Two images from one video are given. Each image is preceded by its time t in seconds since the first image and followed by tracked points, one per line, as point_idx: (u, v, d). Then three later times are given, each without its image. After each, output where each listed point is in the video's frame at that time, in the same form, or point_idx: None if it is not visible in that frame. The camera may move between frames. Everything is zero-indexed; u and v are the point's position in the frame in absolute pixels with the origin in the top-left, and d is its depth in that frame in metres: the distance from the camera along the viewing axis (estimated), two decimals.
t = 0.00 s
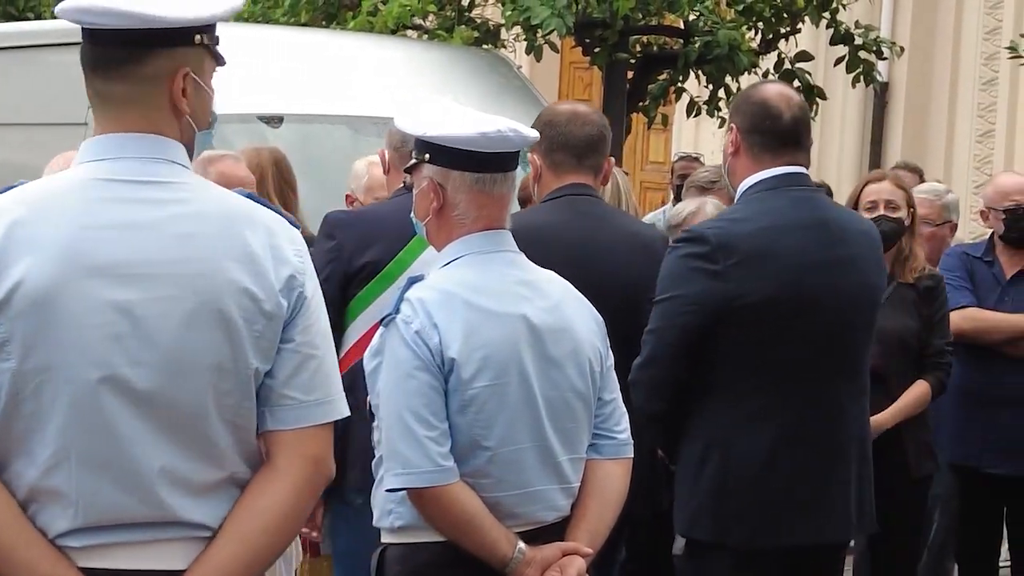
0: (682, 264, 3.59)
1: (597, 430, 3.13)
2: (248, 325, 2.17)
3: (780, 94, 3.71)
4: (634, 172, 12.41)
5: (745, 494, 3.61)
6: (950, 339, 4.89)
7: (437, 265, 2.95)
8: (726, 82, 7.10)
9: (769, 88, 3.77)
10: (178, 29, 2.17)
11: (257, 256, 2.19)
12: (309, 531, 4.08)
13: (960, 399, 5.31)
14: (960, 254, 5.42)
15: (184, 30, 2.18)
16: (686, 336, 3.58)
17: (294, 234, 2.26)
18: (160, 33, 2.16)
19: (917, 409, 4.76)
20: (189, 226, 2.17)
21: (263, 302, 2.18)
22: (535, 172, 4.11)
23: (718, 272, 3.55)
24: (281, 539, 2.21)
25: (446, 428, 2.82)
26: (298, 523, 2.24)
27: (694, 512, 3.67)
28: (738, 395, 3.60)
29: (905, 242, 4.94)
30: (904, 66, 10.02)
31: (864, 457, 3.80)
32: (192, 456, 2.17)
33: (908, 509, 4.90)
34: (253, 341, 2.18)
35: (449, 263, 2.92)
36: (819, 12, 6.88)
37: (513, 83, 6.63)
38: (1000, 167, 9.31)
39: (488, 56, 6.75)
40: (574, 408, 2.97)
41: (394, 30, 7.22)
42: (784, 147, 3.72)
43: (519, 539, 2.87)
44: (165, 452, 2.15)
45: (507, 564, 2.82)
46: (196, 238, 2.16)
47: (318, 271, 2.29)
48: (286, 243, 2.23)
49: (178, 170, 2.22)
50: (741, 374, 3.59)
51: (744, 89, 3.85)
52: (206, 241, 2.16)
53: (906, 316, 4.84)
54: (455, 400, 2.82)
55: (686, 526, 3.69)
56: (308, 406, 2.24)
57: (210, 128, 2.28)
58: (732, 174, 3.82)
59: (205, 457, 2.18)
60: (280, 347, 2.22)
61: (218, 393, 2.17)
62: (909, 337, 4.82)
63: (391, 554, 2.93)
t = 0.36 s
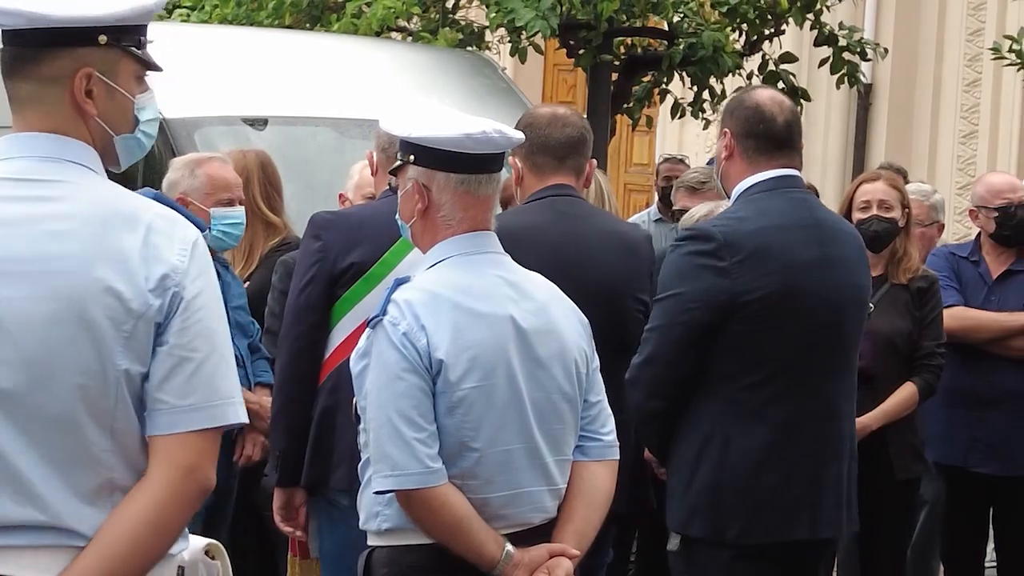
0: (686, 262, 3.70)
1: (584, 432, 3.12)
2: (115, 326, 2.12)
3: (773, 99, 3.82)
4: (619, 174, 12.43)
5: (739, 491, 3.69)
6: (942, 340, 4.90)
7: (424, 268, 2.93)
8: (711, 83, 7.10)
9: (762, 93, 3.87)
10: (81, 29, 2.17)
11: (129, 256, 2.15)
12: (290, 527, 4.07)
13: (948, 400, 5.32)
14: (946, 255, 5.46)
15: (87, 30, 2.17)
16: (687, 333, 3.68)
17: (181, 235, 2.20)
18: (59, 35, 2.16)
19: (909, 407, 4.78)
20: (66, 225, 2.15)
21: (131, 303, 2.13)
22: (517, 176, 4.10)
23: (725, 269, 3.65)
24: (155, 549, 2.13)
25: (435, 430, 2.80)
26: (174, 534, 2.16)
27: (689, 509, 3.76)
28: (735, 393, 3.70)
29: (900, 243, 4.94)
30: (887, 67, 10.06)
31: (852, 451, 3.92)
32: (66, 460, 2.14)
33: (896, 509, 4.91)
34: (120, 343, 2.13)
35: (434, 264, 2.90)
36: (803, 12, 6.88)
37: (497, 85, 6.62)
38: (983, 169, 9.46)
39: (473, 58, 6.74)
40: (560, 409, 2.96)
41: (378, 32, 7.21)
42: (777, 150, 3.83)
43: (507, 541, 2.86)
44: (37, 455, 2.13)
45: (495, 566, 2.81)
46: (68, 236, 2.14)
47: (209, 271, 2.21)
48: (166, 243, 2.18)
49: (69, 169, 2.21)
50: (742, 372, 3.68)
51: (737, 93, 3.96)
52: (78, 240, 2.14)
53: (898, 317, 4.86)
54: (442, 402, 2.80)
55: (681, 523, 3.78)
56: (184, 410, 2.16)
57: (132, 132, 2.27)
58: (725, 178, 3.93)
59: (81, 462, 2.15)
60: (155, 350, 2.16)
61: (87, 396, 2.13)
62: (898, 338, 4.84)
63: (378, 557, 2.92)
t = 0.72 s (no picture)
0: (708, 254, 3.77)
1: (577, 433, 3.12)
2: (13, 323, 2.04)
3: (794, 100, 3.91)
4: (608, 175, 12.43)
5: (752, 483, 3.76)
6: (929, 341, 4.90)
7: (417, 270, 2.92)
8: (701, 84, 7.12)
9: (784, 94, 3.96)
10: (27, 30, 2.12)
11: (34, 252, 2.06)
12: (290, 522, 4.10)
13: (939, 398, 5.29)
14: (938, 255, 5.46)
15: (32, 31, 2.12)
16: (706, 327, 3.74)
17: (96, 229, 2.10)
18: (6, 35, 2.11)
19: (895, 409, 4.78)
20: None
21: (31, 298, 2.04)
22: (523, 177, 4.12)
23: (747, 263, 3.72)
24: (58, 542, 2.01)
25: (429, 432, 2.79)
26: (77, 527, 2.03)
27: (697, 500, 3.82)
28: (753, 386, 3.76)
29: (888, 243, 4.93)
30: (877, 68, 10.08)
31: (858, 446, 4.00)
32: None
33: (887, 508, 4.89)
34: (18, 339, 2.04)
35: (428, 264, 2.89)
36: (793, 13, 6.90)
37: (488, 86, 6.62)
38: (972, 169, 9.58)
39: (462, 59, 6.74)
40: (553, 410, 2.96)
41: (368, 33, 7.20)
42: (799, 149, 3.92)
43: (500, 542, 2.86)
44: None
45: (489, 567, 2.81)
46: None
47: (126, 267, 2.10)
48: (78, 238, 2.08)
49: None
50: (757, 366, 3.75)
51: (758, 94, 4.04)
52: None
53: (887, 317, 4.85)
54: (436, 403, 2.80)
55: (692, 513, 3.83)
56: (81, 409, 2.05)
57: (82, 134, 2.24)
58: (747, 175, 4.04)
59: None
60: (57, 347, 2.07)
61: None
62: (887, 339, 4.84)
63: (373, 558, 2.91)
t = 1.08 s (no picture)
0: (724, 250, 3.82)
1: (577, 432, 3.10)
2: (18, 332, 2.01)
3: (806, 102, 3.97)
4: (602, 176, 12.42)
5: (766, 476, 3.81)
6: (926, 340, 4.88)
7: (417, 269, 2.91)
8: (697, 84, 7.13)
9: (795, 96, 4.03)
10: (33, 28, 2.09)
11: (38, 259, 2.03)
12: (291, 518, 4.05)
13: (938, 397, 5.30)
14: (938, 254, 5.49)
15: (38, 29, 2.10)
16: (723, 320, 3.77)
17: (102, 233, 2.07)
18: (13, 33, 2.08)
19: (892, 409, 4.75)
20: None
21: (35, 307, 2.02)
22: (539, 178, 4.10)
23: (763, 258, 3.77)
24: (71, 553, 2.00)
25: (429, 432, 2.79)
26: (90, 538, 2.02)
27: (715, 491, 3.84)
28: (770, 379, 3.81)
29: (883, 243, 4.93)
30: (872, 68, 10.11)
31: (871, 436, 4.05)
32: None
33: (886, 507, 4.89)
34: (23, 347, 2.02)
35: (429, 262, 2.88)
36: (788, 14, 6.91)
37: (484, 87, 6.62)
38: (967, 170, 9.59)
39: (458, 59, 6.74)
40: (553, 410, 2.95)
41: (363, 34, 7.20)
42: (811, 149, 3.99)
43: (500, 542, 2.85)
44: None
45: (488, 568, 2.80)
46: None
47: (134, 271, 2.07)
48: (84, 243, 2.05)
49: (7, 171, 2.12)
50: (773, 361, 3.80)
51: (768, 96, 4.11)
52: None
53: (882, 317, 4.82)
54: (436, 403, 2.79)
55: (709, 504, 3.84)
56: (89, 419, 2.03)
57: (89, 135, 2.19)
58: (758, 176, 4.08)
59: None
60: (64, 355, 2.05)
61: None
62: (884, 339, 4.82)
63: (373, 558, 2.90)
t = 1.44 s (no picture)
0: (727, 246, 3.83)
1: (584, 426, 3.09)
2: (78, 333, 2.03)
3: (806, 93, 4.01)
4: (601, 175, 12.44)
5: (772, 470, 3.82)
6: (930, 335, 4.88)
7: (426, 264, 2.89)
8: (699, 82, 7.14)
9: (795, 89, 4.05)
10: (97, 19, 2.11)
11: (98, 259, 2.05)
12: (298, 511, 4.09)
13: (945, 393, 5.32)
14: (946, 249, 5.52)
15: (102, 20, 2.12)
16: (726, 317, 3.79)
17: (161, 234, 2.08)
18: (77, 25, 2.11)
19: (899, 402, 4.75)
20: (41, 226, 2.07)
21: (94, 308, 2.03)
22: (552, 173, 4.10)
23: (766, 254, 3.79)
24: (128, 556, 2.01)
25: (439, 426, 2.75)
26: (147, 544, 2.03)
27: (718, 488, 3.87)
28: (776, 375, 3.82)
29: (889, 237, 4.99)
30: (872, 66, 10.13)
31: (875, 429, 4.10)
32: (37, 471, 2.06)
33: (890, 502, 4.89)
34: (82, 349, 2.03)
35: (438, 257, 2.87)
36: (790, 11, 6.93)
37: (486, 84, 6.63)
38: (967, 168, 9.61)
39: (461, 57, 6.76)
40: (561, 404, 2.92)
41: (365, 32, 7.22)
42: (813, 141, 4.01)
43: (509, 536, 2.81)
44: (9, 467, 2.06)
45: (497, 561, 2.77)
46: (40, 238, 2.06)
47: (194, 270, 2.08)
48: (144, 243, 2.07)
49: (72, 168, 2.15)
50: (778, 356, 3.81)
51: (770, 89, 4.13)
52: (52, 242, 2.05)
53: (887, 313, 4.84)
54: (446, 397, 2.76)
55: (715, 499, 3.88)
56: (146, 423, 2.04)
57: (154, 126, 2.21)
58: (760, 168, 4.09)
59: (52, 474, 2.06)
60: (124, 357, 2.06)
61: (52, 406, 2.04)
62: (887, 334, 4.83)
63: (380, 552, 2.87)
